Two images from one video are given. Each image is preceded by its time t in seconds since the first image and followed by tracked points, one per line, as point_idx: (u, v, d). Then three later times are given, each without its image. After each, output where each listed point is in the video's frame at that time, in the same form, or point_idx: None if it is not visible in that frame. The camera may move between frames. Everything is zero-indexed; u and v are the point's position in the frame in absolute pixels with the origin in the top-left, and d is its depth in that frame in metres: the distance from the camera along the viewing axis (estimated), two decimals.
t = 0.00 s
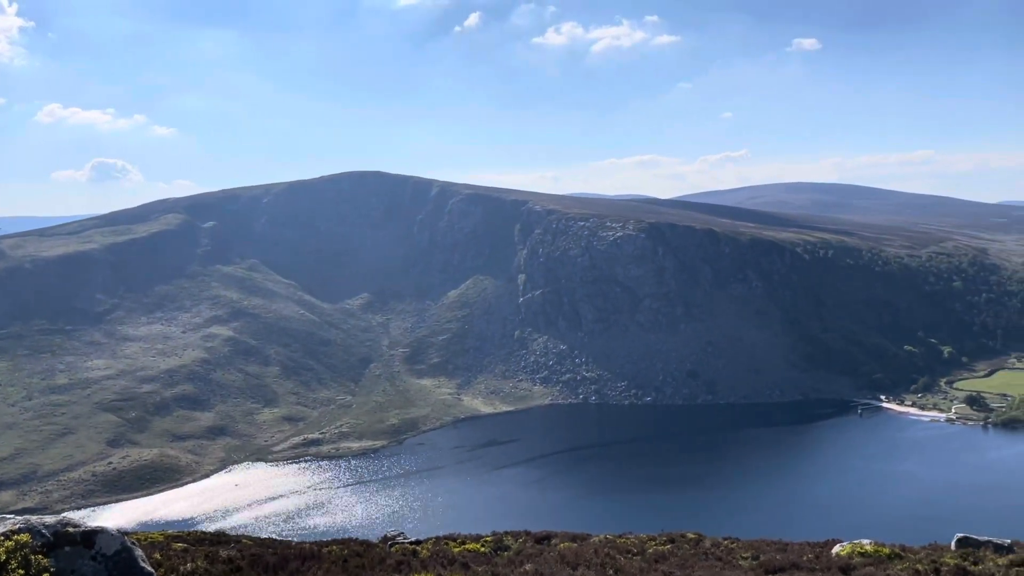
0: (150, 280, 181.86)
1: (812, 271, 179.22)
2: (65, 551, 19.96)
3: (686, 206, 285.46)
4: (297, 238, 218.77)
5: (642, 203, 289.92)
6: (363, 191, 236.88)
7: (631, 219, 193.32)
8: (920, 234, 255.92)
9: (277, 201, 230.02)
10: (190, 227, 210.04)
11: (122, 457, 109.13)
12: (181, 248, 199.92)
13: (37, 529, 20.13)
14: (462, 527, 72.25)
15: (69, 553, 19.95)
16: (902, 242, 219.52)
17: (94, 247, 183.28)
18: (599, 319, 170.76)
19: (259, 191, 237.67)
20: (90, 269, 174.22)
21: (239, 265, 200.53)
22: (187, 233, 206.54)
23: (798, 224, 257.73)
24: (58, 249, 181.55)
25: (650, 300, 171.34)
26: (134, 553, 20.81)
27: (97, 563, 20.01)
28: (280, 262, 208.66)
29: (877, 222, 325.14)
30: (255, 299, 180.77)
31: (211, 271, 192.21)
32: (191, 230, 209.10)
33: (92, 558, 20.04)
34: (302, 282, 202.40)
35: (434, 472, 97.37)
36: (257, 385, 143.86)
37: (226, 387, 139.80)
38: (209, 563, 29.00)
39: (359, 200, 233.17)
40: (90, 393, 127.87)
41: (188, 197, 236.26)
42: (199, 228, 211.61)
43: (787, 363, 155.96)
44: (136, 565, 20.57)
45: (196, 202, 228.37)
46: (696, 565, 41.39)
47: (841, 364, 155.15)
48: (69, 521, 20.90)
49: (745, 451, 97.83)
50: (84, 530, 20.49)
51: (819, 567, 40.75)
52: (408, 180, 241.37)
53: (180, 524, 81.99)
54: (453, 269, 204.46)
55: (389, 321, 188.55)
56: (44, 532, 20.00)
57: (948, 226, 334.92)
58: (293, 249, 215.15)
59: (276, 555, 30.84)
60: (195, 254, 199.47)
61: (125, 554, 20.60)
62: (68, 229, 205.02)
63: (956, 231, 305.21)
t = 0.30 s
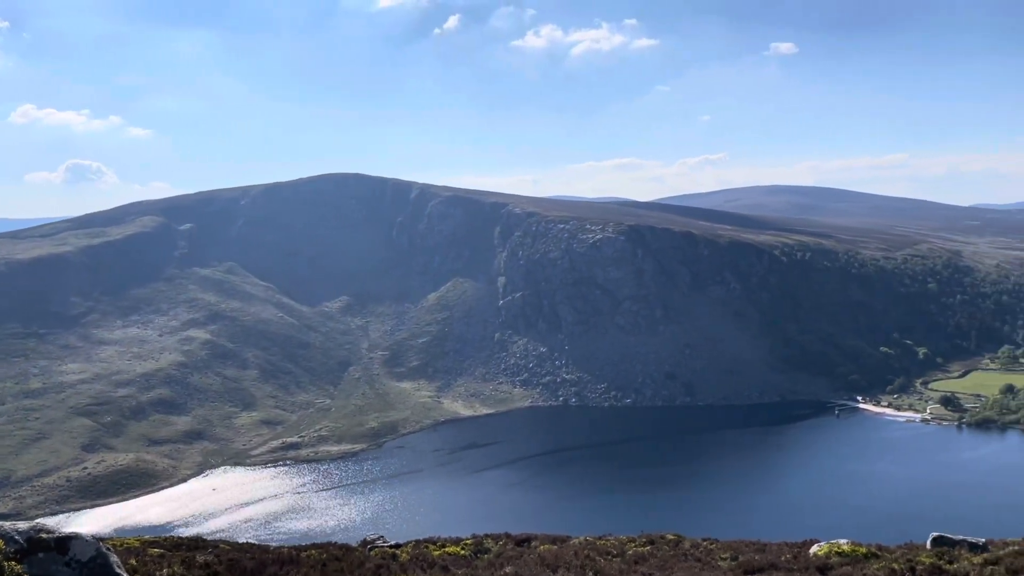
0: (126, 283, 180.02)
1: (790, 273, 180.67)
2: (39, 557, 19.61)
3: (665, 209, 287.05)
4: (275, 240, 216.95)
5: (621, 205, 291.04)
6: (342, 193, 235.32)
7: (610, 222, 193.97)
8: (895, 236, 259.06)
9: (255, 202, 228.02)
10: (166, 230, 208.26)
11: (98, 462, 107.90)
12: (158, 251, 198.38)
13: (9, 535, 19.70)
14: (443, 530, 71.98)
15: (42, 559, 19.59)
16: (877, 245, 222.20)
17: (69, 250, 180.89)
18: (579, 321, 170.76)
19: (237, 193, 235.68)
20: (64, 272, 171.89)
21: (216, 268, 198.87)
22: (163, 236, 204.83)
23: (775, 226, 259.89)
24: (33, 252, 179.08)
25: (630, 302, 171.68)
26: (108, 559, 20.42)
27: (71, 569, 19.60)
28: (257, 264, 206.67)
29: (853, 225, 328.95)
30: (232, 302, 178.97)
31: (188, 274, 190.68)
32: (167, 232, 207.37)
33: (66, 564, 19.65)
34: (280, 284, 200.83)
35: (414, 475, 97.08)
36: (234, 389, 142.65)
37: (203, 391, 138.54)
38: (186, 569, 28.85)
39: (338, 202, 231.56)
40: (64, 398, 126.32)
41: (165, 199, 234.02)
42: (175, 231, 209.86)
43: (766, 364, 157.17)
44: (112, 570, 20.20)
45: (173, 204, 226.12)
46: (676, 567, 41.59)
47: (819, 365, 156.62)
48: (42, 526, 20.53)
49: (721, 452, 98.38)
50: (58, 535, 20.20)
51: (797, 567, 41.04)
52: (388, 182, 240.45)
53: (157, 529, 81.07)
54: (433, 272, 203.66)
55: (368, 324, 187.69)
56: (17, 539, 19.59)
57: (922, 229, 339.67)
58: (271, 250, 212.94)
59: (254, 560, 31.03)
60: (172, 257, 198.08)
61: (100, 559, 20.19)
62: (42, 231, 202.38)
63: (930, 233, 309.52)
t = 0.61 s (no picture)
0: (94, 286, 177.36)
1: (763, 275, 182.29)
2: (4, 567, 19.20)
3: (639, 213, 288.28)
4: (248, 244, 214.26)
5: (594, 208, 292.60)
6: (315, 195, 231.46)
7: (585, 225, 194.30)
8: (863, 239, 263.21)
9: (226, 206, 225.02)
10: (135, 232, 205.72)
11: (66, 468, 106.34)
12: (127, 253, 195.98)
13: None
14: (420, 534, 71.70)
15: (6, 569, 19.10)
16: (848, 248, 224.91)
17: (36, 254, 177.78)
18: (553, 324, 171.03)
19: (209, 196, 232.73)
20: (28, 274, 168.74)
21: (187, 271, 195.41)
22: (132, 239, 202.25)
23: (747, 229, 262.57)
24: None
25: (604, 305, 172.14)
26: (76, 566, 19.97)
27: None
28: (228, 268, 203.09)
29: (821, 228, 333.70)
30: (204, 306, 176.41)
31: (158, 277, 188.27)
32: (137, 235, 204.83)
33: (32, 573, 19.21)
34: (252, 287, 197.57)
35: (389, 479, 96.75)
36: (206, 393, 140.99)
37: (175, 396, 136.83)
38: None
39: (311, 204, 228.05)
40: (31, 404, 124.29)
41: (136, 202, 230.73)
42: (145, 234, 207.35)
43: (739, 367, 158.91)
44: None
45: (143, 208, 222.95)
46: (650, 568, 41.81)
47: (791, 368, 158.66)
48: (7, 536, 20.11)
49: (692, 454, 98.85)
50: (24, 543, 19.72)
51: (770, 567, 41.39)
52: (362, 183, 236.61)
53: (127, 535, 80.01)
54: (407, 275, 201.39)
55: (342, 328, 185.64)
56: None
57: (891, 232, 344.66)
58: (243, 254, 210.20)
59: (226, 567, 30.96)
60: (142, 259, 195.75)
61: (67, 567, 19.66)
62: (9, 235, 198.91)
63: (896, 236, 315.33)
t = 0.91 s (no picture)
0: (57, 291, 174.21)
1: (731, 277, 184.27)
2: None
3: (609, 216, 289.50)
4: (213, 248, 209.66)
5: (564, 211, 293.67)
6: (283, 197, 226.05)
7: (555, 227, 194.06)
8: (828, 241, 267.41)
9: (192, 209, 220.02)
10: (99, 234, 200.81)
11: (27, 476, 104.50)
12: (89, 256, 191.23)
13: None
14: (391, 539, 71.33)
15: None
16: (814, 250, 227.73)
17: None
18: (523, 327, 171.51)
19: (173, 198, 227.45)
20: None
21: (153, 275, 192.61)
22: (95, 241, 197.40)
23: (715, 232, 264.71)
24: None
25: (574, 307, 172.83)
26: None
27: None
28: (193, 272, 199.34)
29: (787, 231, 338.15)
30: (170, 310, 173.69)
31: (122, 281, 184.80)
32: (100, 237, 199.85)
33: None
34: (216, 292, 193.98)
35: (360, 483, 96.27)
36: (172, 398, 139.19)
37: (140, 402, 134.94)
38: None
39: (279, 207, 222.87)
40: None
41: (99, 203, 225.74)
42: (109, 236, 202.58)
43: (708, 369, 160.86)
44: None
45: (106, 209, 217.12)
46: (619, 570, 41.98)
47: (759, 369, 160.98)
48: None
49: (659, 456, 99.23)
50: None
51: (738, 567, 41.69)
52: (331, 185, 232.38)
53: (91, 544, 78.86)
54: (376, 278, 200.78)
55: (311, 331, 184.00)
56: None
57: (857, 234, 349.46)
58: (208, 257, 206.41)
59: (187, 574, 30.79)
60: (105, 263, 191.24)
61: None
62: None
63: (859, 238, 320.89)
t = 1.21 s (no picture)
0: (11, 294, 169.12)
1: (695, 279, 186.56)
2: None
3: (574, 218, 290.72)
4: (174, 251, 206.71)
5: (529, 213, 294.52)
6: (245, 200, 223.23)
7: (521, 230, 192.30)
8: (790, 244, 272.03)
9: (152, 211, 214.82)
10: (54, 239, 192.26)
11: None
12: (42, 262, 182.35)
13: None
14: (357, 544, 70.93)
15: None
16: (776, 253, 231.15)
17: None
18: (489, 330, 171.10)
19: (131, 200, 220.44)
20: None
21: (110, 279, 186.55)
22: (50, 245, 188.69)
23: (679, 235, 267.29)
24: None
25: (540, 310, 173.17)
26: None
27: None
28: (154, 275, 197.01)
29: (748, 233, 342.93)
30: (129, 314, 169.19)
31: (78, 285, 177.63)
32: (55, 242, 191.23)
33: None
34: (178, 296, 192.49)
35: (325, 488, 95.51)
36: (131, 404, 136.41)
37: (97, 408, 132.05)
38: None
39: (241, 209, 220.60)
40: None
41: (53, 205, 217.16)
42: (64, 240, 193.91)
43: (671, 371, 163.86)
44: None
45: (61, 211, 209.55)
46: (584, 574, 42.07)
47: (721, 371, 164.33)
48: None
49: (621, 458, 99.47)
50: None
51: (702, 567, 42.00)
52: (294, 188, 229.39)
53: (48, 555, 77.10)
54: (341, 280, 199.02)
55: (273, 336, 182.55)
56: None
57: (818, 237, 355.60)
58: (170, 261, 203.41)
59: None
60: (59, 269, 182.73)
61: None
62: None
63: (819, 241, 326.94)
